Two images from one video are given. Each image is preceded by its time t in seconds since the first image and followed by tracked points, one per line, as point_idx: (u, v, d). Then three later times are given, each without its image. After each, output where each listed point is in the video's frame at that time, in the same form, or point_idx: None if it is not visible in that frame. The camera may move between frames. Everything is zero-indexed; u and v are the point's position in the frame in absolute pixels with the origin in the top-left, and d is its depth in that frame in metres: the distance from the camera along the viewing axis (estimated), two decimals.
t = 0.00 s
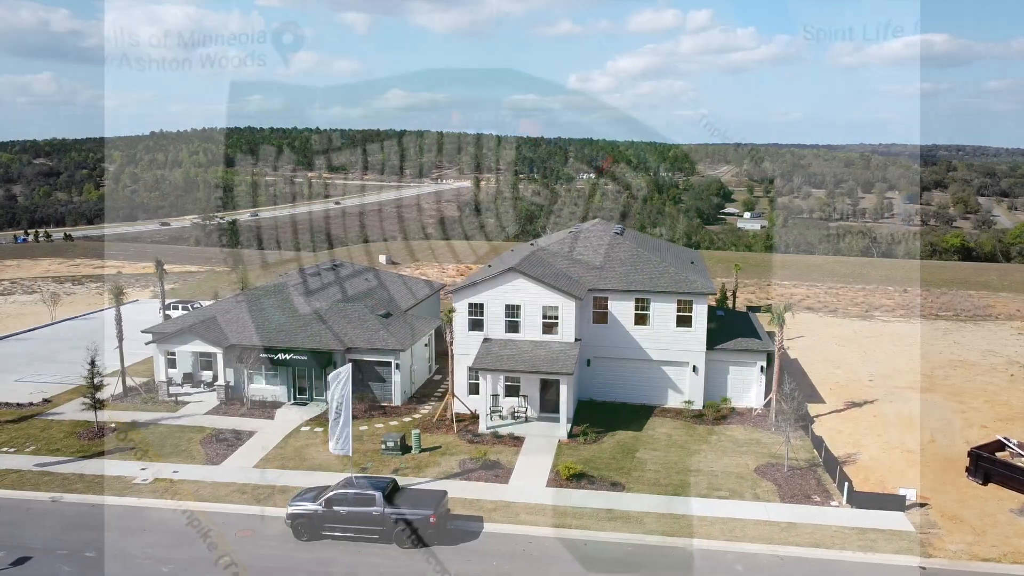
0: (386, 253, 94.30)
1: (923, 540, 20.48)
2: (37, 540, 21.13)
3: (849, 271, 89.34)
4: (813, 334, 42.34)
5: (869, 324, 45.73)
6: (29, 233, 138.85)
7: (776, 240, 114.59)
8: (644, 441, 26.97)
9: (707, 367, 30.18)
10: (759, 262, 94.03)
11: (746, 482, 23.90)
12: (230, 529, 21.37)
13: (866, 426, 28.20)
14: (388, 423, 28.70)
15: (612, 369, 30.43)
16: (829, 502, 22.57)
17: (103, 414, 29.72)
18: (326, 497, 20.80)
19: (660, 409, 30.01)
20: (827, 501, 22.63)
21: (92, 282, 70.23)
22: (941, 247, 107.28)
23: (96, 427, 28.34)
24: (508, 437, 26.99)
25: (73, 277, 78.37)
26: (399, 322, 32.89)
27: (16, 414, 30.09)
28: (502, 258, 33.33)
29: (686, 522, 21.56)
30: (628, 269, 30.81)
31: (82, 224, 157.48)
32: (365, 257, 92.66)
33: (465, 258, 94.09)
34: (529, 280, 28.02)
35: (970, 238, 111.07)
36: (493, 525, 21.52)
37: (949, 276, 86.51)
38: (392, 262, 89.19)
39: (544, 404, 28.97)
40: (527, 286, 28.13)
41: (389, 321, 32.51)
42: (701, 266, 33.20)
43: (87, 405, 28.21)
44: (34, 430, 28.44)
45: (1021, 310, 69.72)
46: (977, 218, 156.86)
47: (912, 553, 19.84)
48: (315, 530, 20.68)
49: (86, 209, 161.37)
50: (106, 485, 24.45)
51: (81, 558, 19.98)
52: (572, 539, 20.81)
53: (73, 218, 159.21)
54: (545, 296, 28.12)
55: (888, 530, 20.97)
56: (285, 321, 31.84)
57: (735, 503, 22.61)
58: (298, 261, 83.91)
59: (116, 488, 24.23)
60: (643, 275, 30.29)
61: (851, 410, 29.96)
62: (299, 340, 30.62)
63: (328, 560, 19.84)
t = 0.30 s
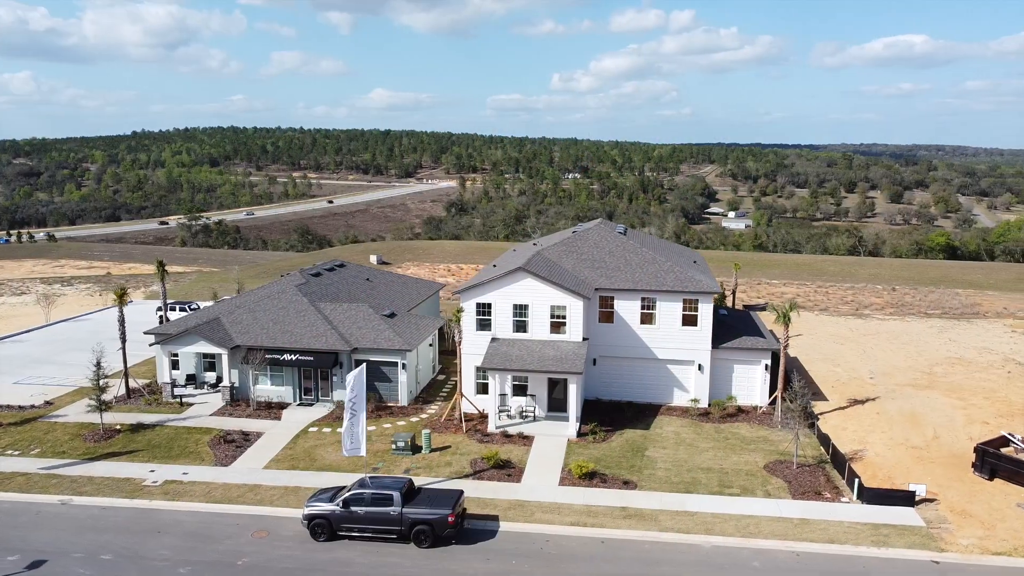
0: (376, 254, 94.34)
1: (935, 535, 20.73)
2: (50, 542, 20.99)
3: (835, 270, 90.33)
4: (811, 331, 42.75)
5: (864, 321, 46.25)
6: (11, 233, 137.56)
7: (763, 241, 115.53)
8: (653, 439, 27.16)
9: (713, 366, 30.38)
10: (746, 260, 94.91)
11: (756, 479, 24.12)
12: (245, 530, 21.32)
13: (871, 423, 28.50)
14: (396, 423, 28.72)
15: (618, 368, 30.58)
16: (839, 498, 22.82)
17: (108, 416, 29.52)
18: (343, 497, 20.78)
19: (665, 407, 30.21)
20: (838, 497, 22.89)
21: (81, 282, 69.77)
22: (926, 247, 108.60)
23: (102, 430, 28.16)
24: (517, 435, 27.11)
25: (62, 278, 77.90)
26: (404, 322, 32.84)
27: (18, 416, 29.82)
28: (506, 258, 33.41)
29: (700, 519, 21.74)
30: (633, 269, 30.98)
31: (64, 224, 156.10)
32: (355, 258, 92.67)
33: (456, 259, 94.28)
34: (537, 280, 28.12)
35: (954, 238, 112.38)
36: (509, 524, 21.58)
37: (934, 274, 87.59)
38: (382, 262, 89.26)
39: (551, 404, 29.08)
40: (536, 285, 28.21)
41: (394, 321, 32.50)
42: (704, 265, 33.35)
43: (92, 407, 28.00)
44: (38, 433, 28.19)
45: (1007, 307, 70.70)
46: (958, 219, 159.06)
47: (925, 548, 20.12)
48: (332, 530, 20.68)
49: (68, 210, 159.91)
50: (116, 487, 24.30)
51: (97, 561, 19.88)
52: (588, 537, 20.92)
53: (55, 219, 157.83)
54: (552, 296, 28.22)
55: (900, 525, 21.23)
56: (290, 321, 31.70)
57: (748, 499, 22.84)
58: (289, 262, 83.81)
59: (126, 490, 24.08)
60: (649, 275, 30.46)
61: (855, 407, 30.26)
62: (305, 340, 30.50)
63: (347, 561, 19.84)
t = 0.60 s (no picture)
0: (361, 254, 93.97)
1: (941, 528, 21.11)
2: (60, 546, 20.77)
3: (819, 268, 91.39)
4: (803, 330, 43.22)
5: (855, 319, 46.89)
6: None
7: (746, 240, 116.44)
8: (658, 437, 27.37)
9: (713, 364, 30.67)
10: (731, 259, 95.68)
11: (763, 476, 24.40)
12: (257, 532, 21.26)
13: (870, 419, 28.92)
14: (400, 423, 28.69)
15: (620, 367, 30.78)
16: (845, 493, 23.19)
17: (108, 418, 29.27)
18: (356, 498, 20.76)
19: (667, 406, 30.45)
20: (843, 492, 23.25)
21: (65, 284, 68.77)
22: (906, 245, 110.06)
23: (103, 433, 27.91)
24: (522, 434, 27.21)
25: (44, 280, 76.83)
26: (405, 322, 32.77)
27: (15, 420, 29.45)
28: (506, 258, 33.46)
29: (710, 515, 21.99)
30: (634, 269, 31.15)
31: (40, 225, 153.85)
32: (341, 258, 92.28)
33: (442, 259, 94.17)
34: (541, 280, 28.21)
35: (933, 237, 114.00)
36: (522, 522, 21.68)
37: (916, 273, 88.82)
38: (369, 263, 88.99)
39: (555, 403, 29.21)
40: (539, 285, 28.30)
41: (395, 321, 32.48)
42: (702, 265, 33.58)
43: (93, 409, 27.74)
44: (37, 436, 27.86)
45: (989, 305, 71.87)
46: (935, 219, 161.33)
47: (932, 541, 20.47)
48: (346, 530, 20.68)
49: (44, 211, 157.72)
50: (121, 491, 24.08)
51: (110, 565, 19.69)
52: (602, 535, 21.07)
53: (30, 220, 155.49)
54: (556, 295, 28.33)
55: (906, 519, 21.60)
56: (290, 322, 31.53)
57: (756, 495, 23.11)
58: (274, 263, 83.23)
59: (133, 493, 23.89)
60: (650, 275, 30.67)
61: (853, 404, 30.68)
62: (307, 341, 30.36)
63: (362, 561, 19.85)
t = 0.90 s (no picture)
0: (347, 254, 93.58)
1: (946, 522, 21.50)
2: (71, 550, 20.59)
3: (803, 267, 92.38)
4: (796, 328, 43.74)
5: (845, 317, 47.54)
6: None
7: (729, 239, 117.30)
8: (662, 435, 27.61)
9: (714, 362, 30.96)
10: (715, 258, 96.45)
11: (768, 472, 24.72)
12: (271, 533, 21.21)
13: (869, 416, 29.37)
14: (404, 423, 28.69)
15: (622, 366, 30.99)
16: (850, 488, 23.55)
17: (109, 420, 29.01)
18: (371, 498, 20.76)
19: (669, 404, 30.69)
20: (849, 488, 23.61)
21: (49, 286, 67.95)
22: (887, 244, 111.52)
23: (105, 435, 27.67)
24: (529, 433, 27.35)
25: (25, 282, 75.77)
26: (406, 322, 32.75)
27: (13, 423, 29.09)
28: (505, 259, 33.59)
29: (720, 511, 22.23)
30: (635, 269, 31.38)
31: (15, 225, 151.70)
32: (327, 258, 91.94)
33: (428, 259, 94.00)
34: (546, 279, 28.36)
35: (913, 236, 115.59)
36: (535, 520, 21.79)
37: (898, 271, 90.02)
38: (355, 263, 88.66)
39: (559, 402, 29.36)
40: (543, 285, 28.46)
41: (395, 320, 32.46)
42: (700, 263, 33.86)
43: (94, 411, 27.49)
44: (38, 439, 27.58)
45: (971, 303, 73.05)
46: (912, 218, 163.51)
47: (939, 535, 20.86)
48: (360, 531, 20.67)
49: (19, 212, 155.60)
50: (128, 493, 23.90)
51: (124, 568, 19.58)
52: (615, 532, 21.25)
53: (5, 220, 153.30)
54: (560, 295, 28.50)
55: (912, 513, 21.97)
56: (292, 322, 31.40)
57: (764, 491, 23.40)
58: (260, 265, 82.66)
59: (140, 496, 23.70)
60: (651, 274, 30.93)
61: (851, 401, 31.14)
62: (310, 341, 30.26)
63: (379, 561, 19.85)
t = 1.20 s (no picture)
0: (334, 254, 93.27)
1: (952, 515, 21.92)
2: (83, 554, 20.46)
3: (788, 265, 93.28)
4: (789, 326, 44.23)
5: (836, 315, 48.20)
6: None
7: (712, 238, 118.28)
8: (667, 432, 27.87)
9: (716, 361, 31.28)
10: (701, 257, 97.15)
11: (775, 468, 25.05)
12: (285, 535, 21.17)
13: (869, 412, 29.82)
14: (409, 423, 28.72)
15: (626, 365, 31.19)
16: (857, 483, 23.93)
17: (112, 423, 28.81)
18: (387, 497, 20.81)
19: (671, 401, 30.98)
20: (854, 483, 23.99)
21: (33, 288, 67.11)
22: (868, 242, 113.00)
23: (108, 438, 27.47)
24: (536, 432, 27.49)
25: (6, 284, 74.76)
26: (408, 321, 32.73)
27: (13, 425, 28.76)
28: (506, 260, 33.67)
29: (731, 507, 22.49)
30: (637, 268, 31.59)
31: None
32: (312, 258, 91.48)
33: (415, 259, 93.92)
34: (551, 280, 28.51)
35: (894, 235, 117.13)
36: (549, 518, 21.93)
37: (881, 269, 91.22)
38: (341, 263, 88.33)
39: (564, 400, 29.52)
40: (548, 284, 28.60)
41: (397, 320, 32.44)
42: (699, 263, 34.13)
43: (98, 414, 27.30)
44: (40, 443, 27.32)
45: (953, 300, 74.18)
46: (889, 216, 165.73)
47: (946, 528, 21.27)
48: (377, 530, 20.71)
49: None
50: (137, 496, 23.75)
51: (140, 570, 19.49)
52: (629, 528, 21.44)
53: None
54: (565, 294, 28.66)
55: (918, 507, 22.38)
56: (294, 323, 31.30)
57: (772, 488, 23.70)
58: (246, 267, 82.19)
59: (149, 498, 23.56)
60: (654, 273, 31.15)
61: (850, 397, 31.59)
62: (313, 342, 30.16)
63: (397, 560, 19.91)
